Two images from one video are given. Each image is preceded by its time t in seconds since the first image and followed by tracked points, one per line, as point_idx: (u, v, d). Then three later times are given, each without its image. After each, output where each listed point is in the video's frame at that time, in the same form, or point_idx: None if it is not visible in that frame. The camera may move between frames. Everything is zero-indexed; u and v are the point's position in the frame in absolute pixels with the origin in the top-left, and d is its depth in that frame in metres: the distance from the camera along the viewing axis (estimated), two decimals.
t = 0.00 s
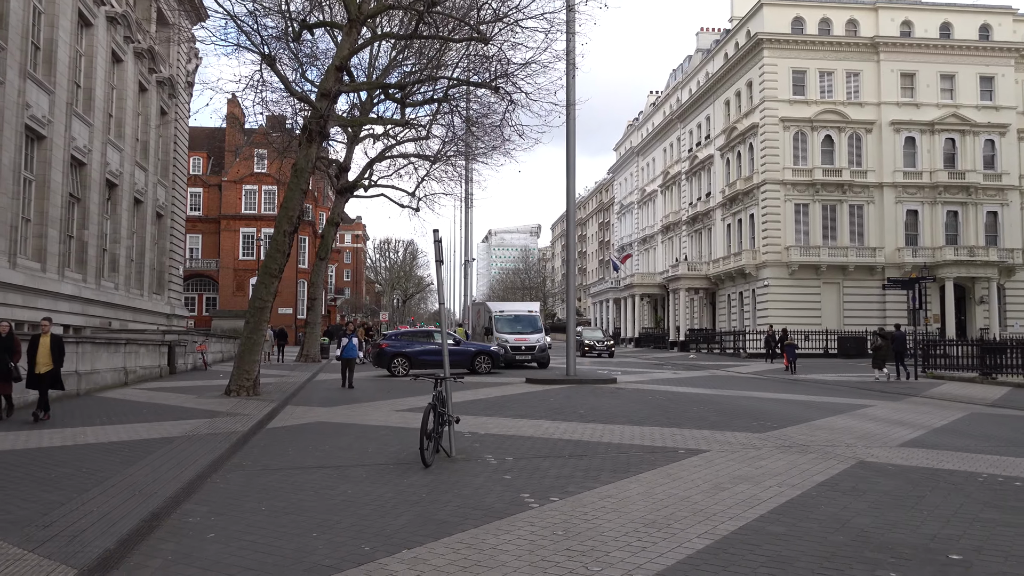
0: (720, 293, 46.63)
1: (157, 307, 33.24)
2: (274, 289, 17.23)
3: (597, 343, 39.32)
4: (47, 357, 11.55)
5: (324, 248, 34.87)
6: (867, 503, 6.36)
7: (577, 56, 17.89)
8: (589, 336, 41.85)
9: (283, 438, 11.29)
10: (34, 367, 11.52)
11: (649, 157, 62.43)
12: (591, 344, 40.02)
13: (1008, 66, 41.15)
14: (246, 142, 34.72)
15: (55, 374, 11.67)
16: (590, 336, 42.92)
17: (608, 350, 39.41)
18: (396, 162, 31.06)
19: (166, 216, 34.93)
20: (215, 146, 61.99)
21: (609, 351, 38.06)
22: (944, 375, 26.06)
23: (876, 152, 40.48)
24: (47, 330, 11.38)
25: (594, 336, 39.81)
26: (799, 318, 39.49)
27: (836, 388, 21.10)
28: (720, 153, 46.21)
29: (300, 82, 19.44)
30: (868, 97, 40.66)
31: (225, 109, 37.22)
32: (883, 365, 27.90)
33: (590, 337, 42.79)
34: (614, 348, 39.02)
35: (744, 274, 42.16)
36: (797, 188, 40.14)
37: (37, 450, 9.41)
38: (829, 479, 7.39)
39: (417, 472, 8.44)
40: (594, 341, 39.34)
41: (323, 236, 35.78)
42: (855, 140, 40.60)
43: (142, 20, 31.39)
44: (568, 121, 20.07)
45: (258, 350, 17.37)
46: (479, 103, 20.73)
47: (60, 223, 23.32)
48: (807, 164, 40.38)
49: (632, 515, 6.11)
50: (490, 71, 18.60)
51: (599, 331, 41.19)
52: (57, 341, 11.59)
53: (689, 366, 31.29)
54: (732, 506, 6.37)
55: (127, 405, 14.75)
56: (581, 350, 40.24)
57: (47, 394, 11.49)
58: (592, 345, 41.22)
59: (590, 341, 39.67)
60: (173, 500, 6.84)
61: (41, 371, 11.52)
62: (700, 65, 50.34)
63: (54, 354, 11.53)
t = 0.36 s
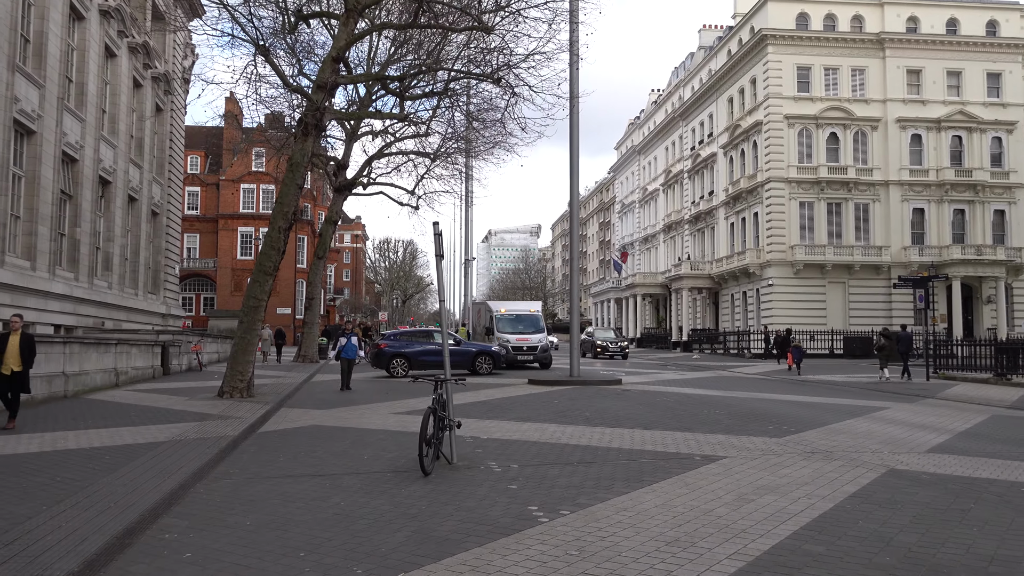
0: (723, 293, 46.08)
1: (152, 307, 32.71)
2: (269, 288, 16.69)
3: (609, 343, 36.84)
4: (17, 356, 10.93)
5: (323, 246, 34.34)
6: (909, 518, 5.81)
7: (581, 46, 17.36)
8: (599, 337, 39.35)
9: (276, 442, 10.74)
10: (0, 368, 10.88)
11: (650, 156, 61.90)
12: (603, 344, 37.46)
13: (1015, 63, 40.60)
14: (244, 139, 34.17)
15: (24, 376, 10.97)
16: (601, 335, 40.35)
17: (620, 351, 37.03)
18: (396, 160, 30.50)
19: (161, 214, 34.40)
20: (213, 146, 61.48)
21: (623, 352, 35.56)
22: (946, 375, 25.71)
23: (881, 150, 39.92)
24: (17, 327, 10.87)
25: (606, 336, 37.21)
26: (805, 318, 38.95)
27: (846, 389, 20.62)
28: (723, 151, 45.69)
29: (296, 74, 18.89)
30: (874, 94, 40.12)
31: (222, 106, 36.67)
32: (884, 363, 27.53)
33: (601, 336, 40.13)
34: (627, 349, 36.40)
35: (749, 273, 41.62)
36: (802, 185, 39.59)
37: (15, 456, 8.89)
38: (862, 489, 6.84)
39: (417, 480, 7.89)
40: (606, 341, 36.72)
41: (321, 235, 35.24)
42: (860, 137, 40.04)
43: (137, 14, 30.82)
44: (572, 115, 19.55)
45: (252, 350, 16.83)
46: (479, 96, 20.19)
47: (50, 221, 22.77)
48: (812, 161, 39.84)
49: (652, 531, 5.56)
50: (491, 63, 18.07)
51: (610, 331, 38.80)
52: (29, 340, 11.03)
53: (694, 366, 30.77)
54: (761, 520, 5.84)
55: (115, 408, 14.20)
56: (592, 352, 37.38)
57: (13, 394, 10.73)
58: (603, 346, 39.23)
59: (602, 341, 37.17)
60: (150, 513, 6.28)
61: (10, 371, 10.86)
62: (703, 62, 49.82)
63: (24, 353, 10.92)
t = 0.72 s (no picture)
0: (727, 293, 45.53)
1: (147, 307, 32.14)
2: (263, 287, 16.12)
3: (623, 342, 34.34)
4: None
5: (321, 246, 33.78)
6: (960, 538, 5.24)
7: (586, 37, 16.82)
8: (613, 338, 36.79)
9: (267, 448, 10.18)
10: None
11: (652, 154, 61.35)
12: (617, 345, 34.96)
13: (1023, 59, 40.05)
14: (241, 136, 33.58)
15: None
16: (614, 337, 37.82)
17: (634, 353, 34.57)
18: (395, 157, 29.93)
19: (157, 213, 33.83)
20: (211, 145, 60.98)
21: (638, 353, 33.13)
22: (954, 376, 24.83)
23: (888, 147, 39.35)
24: None
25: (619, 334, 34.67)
26: (810, 318, 38.41)
27: (856, 391, 20.10)
28: (726, 149, 45.17)
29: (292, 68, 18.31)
30: (880, 91, 39.58)
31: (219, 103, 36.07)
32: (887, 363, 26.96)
33: (614, 338, 37.61)
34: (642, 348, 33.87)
35: (753, 272, 41.06)
36: (808, 184, 39.04)
37: None
38: (901, 503, 6.27)
39: (416, 492, 7.33)
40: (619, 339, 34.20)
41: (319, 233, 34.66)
42: (866, 135, 39.48)
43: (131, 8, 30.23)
44: (575, 107, 19.00)
45: (245, 351, 16.32)
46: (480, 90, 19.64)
47: (41, 218, 22.23)
48: (817, 159, 39.30)
49: (677, 554, 4.99)
50: (493, 54, 17.51)
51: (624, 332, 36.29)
52: None
53: (699, 367, 30.23)
54: (795, 539, 5.29)
55: (101, 412, 13.64)
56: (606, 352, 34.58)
57: None
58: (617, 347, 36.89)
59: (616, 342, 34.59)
60: (121, 532, 5.71)
61: None
62: (705, 59, 49.26)
63: None
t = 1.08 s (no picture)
0: (731, 292, 44.97)
1: (141, 307, 31.58)
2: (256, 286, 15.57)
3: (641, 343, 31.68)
4: None
5: (319, 244, 33.22)
6: (1018, 562, 4.70)
7: (589, 27, 16.26)
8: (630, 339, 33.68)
9: (257, 455, 9.63)
10: None
11: (654, 152, 60.81)
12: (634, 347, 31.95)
13: None
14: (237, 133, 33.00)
15: None
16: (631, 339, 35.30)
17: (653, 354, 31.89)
18: (394, 155, 29.40)
19: (152, 211, 33.27)
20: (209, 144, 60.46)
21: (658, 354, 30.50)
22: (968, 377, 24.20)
23: (894, 144, 38.79)
24: None
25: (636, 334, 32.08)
26: (815, 318, 37.84)
27: (867, 392, 19.58)
28: (729, 146, 44.63)
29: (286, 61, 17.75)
30: (886, 87, 39.04)
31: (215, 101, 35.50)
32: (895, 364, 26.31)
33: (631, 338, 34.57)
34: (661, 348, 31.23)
35: (757, 272, 40.49)
36: (813, 181, 38.48)
37: None
38: (943, 519, 5.73)
39: (413, 506, 6.78)
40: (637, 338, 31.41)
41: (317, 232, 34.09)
42: (872, 132, 38.92)
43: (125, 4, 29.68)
44: (579, 100, 18.44)
45: (238, 352, 15.73)
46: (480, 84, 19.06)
47: (30, 216, 21.68)
48: (822, 156, 38.74)
49: None
50: (494, 44, 16.95)
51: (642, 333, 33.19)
52: None
53: (704, 368, 29.69)
54: (832, 563, 4.75)
55: (86, 416, 13.08)
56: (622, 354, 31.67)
57: None
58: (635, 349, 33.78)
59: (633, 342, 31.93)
60: (85, 555, 5.16)
61: None
62: (708, 56, 48.72)
63: None
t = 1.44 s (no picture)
0: (734, 292, 44.42)
1: (136, 308, 31.03)
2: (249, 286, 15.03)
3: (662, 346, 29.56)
4: None
5: (317, 243, 32.71)
6: None
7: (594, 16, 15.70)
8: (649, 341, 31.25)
9: (244, 464, 9.06)
10: None
11: (656, 151, 60.29)
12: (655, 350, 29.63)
13: None
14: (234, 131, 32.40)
15: None
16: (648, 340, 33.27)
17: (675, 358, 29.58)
18: (393, 152, 28.86)
19: (147, 210, 32.71)
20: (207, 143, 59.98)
21: (681, 357, 28.49)
22: (981, 378, 23.45)
23: (900, 142, 38.21)
24: None
25: (656, 336, 29.98)
26: (821, 319, 37.28)
27: (878, 395, 19.04)
28: (733, 144, 44.07)
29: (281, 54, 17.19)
30: (892, 84, 38.47)
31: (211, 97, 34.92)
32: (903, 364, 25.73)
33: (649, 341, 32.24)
34: (684, 352, 29.19)
35: (762, 271, 39.93)
36: (818, 179, 37.92)
37: None
38: (995, 542, 5.18)
39: (411, 524, 6.22)
40: (660, 341, 29.24)
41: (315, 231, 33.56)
42: (878, 129, 38.35)
43: None
44: (582, 93, 17.91)
45: (230, 354, 15.18)
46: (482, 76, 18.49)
47: (19, 214, 21.10)
48: (828, 154, 38.18)
49: None
50: (496, 36, 16.42)
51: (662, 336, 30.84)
52: None
53: (709, 369, 29.11)
54: None
55: (71, 421, 12.52)
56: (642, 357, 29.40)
57: None
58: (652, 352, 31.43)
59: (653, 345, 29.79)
60: None
61: None
62: (711, 53, 48.15)
63: None
